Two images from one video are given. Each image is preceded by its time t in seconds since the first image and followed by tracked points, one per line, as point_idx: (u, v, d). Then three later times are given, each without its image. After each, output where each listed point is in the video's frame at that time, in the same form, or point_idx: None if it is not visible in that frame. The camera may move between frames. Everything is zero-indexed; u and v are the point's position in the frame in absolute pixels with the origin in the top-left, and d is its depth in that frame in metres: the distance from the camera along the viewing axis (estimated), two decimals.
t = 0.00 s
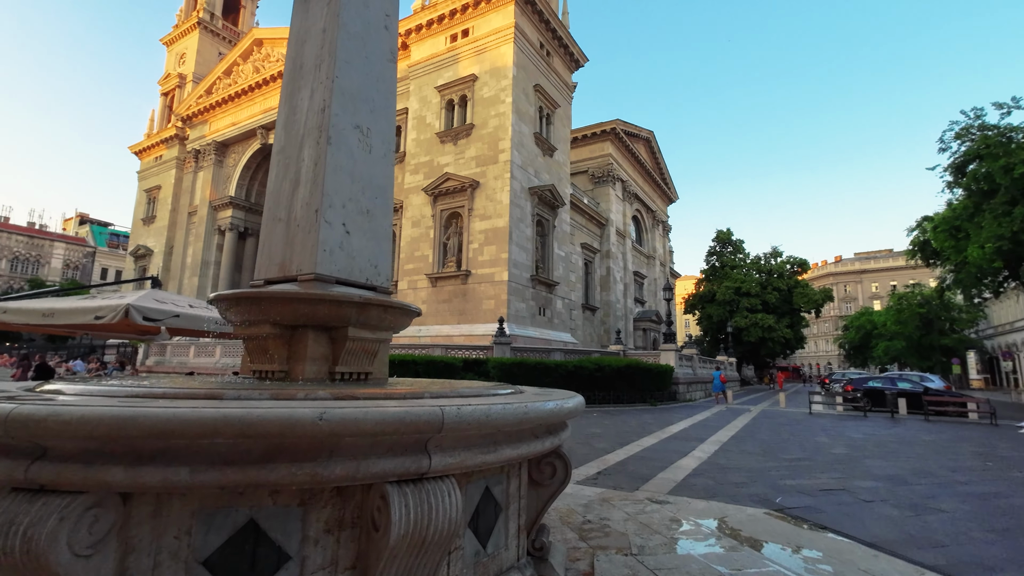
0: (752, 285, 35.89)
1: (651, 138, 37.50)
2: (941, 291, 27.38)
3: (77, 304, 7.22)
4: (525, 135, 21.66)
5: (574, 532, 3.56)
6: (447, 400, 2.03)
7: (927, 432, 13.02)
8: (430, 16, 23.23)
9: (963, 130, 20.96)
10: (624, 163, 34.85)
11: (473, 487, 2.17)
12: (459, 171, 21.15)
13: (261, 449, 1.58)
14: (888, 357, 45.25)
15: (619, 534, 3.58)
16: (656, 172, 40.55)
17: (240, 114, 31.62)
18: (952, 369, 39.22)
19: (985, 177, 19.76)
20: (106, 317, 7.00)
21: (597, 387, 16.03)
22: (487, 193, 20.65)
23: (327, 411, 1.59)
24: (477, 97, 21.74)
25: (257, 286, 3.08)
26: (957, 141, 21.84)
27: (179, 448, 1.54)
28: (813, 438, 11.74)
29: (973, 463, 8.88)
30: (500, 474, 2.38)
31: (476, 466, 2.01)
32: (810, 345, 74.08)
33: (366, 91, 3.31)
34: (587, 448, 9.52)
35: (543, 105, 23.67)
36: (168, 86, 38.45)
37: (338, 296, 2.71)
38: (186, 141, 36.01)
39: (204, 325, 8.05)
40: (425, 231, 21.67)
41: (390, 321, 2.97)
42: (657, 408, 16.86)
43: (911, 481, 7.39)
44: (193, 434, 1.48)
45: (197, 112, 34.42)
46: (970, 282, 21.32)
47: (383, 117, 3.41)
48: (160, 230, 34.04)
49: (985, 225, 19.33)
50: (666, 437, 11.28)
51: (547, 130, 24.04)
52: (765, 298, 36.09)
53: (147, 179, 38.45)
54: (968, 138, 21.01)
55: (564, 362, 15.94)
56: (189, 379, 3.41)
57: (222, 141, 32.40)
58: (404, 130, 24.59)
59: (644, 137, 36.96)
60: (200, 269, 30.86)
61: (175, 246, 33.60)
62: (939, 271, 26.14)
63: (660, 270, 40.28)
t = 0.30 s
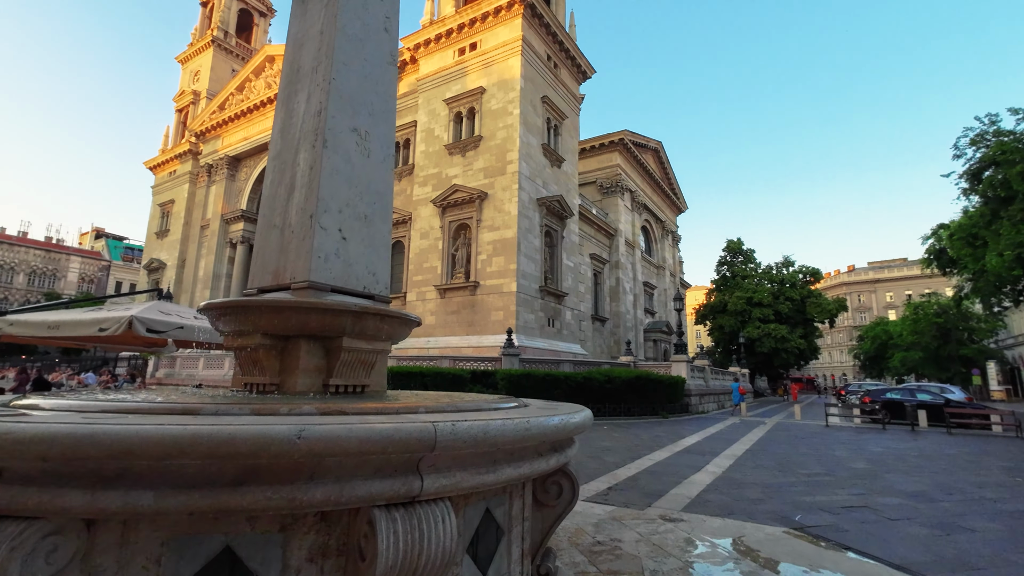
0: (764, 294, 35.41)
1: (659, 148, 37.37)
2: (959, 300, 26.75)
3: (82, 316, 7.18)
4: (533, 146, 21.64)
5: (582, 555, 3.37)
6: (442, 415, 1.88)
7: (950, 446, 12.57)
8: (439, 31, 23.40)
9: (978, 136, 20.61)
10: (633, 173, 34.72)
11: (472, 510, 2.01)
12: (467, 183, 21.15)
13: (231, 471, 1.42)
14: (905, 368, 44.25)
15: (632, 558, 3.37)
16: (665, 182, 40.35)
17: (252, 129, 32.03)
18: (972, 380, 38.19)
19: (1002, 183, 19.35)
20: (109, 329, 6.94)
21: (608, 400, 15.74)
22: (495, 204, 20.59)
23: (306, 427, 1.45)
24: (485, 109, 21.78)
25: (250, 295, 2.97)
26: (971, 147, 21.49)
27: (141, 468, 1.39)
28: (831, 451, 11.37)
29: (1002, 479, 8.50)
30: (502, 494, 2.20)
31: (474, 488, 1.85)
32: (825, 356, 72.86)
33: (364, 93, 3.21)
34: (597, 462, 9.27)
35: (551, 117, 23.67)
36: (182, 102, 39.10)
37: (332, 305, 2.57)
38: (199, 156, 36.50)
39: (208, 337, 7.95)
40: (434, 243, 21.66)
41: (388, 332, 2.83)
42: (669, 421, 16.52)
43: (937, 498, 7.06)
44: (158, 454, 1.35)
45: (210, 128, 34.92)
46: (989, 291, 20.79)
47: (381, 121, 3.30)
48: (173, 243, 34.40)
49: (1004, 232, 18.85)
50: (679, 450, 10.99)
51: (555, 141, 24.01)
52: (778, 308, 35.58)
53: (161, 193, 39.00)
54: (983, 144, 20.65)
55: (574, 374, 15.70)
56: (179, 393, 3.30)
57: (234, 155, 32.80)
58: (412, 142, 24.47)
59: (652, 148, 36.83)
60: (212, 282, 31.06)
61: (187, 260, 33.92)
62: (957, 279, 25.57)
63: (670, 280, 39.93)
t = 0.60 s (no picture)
0: (775, 303, 34.89)
1: (667, 157, 37.14)
2: (977, 308, 26.07)
3: (82, 330, 7.13)
4: (540, 156, 21.56)
5: None
6: (423, 447, 1.71)
7: (973, 460, 12.10)
8: (446, 43, 23.47)
9: (992, 141, 20.19)
10: (641, 182, 34.52)
11: (458, 551, 1.83)
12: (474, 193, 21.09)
13: (174, 521, 1.26)
14: (921, 378, 43.26)
15: None
16: (673, 191, 40.08)
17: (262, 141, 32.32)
18: (991, 390, 37.18)
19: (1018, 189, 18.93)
20: (108, 343, 6.87)
21: (617, 412, 15.41)
22: (502, 214, 20.48)
23: (261, 466, 1.29)
24: (491, 119, 21.77)
25: (233, 311, 2.82)
26: (986, 153, 21.08)
27: (71, 517, 1.23)
28: (848, 466, 10.97)
29: None
30: (492, 532, 2.01)
31: (458, 530, 1.66)
32: (838, 365, 71.67)
33: (355, 99, 3.09)
34: (607, 477, 9.00)
35: (558, 126, 23.60)
36: (194, 117, 39.59)
37: (314, 324, 2.41)
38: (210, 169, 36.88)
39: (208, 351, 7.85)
40: (441, 253, 21.60)
41: (376, 350, 2.67)
42: (680, 433, 16.16)
43: (963, 518, 6.72)
44: (87, 503, 1.18)
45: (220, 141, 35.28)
46: (1009, 299, 20.21)
47: (373, 128, 3.17)
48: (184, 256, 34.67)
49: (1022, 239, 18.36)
50: (691, 465, 10.66)
51: (562, 151, 23.93)
52: (789, 316, 35.03)
53: (172, 206, 39.42)
54: (998, 149, 20.25)
55: (582, 386, 15.42)
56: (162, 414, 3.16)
57: (243, 167, 33.08)
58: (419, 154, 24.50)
59: (660, 156, 36.59)
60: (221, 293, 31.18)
61: (197, 271, 34.15)
62: (974, 287, 24.93)
63: (679, 289, 39.52)
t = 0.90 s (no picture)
0: (786, 311, 34.39)
1: (675, 165, 36.96)
2: (996, 315, 25.44)
3: (87, 344, 7.11)
4: (548, 165, 21.49)
5: None
6: (406, 486, 1.59)
7: (998, 474, 11.67)
8: (453, 54, 23.59)
9: (1008, 146, 19.82)
10: (649, 191, 34.35)
11: None
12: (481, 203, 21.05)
13: None
14: (939, 387, 42.30)
15: None
16: (682, 199, 39.83)
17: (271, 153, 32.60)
18: (1012, 400, 36.22)
19: None
20: (111, 358, 6.82)
21: (627, 423, 15.14)
22: (510, 223, 20.39)
23: (220, 516, 1.19)
24: (499, 129, 21.78)
25: (220, 332, 2.73)
26: (1002, 157, 20.67)
27: None
28: (867, 481, 10.62)
29: None
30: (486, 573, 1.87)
31: None
32: (853, 374, 70.38)
33: (348, 110, 3.01)
34: (616, 493, 8.78)
35: (565, 135, 23.54)
36: (207, 130, 40.14)
37: (301, 345, 2.30)
38: (222, 181, 37.28)
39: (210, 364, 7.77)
40: (449, 263, 21.55)
41: (368, 371, 2.56)
42: (692, 445, 15.83)
43: (990, 538, 6.42)
44: (20, 563, 1.06)
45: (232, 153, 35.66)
46: None
47: (368, 139, 3.09)
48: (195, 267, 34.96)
49: None
50: (704, 479, 10.39)
51: (569, 160, 23.85)
52: (802, 325, 34.47)
53: (185, 218, 39.87)
54: (1014, 153, 19.85)
55: (591, 396, 15.18)
56: (152, 439, 3.08)
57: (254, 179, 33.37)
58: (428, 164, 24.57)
59: (668, 164, 36.41)
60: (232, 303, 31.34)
61: (208, 282, 34.37)
62: (992, 294, 24.36)
63: (689, 297, 39.11)
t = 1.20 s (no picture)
0: (798, 318, 33.90)
1: (684, 172, 36.75)
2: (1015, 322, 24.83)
3: (92, 354, 7.07)
4: (555, 173, 21.42)
5: None
6: (400, 512, 1.48)
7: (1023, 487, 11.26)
8: (461, 64, 23.72)
9: None
10: (657, 198, 34.20)
11: None
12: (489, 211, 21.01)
13: None
14: (956, 395, 41.39)
15: None
16: (691, 206, 39.62)
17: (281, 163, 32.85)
18: None
19: None
20: (116, 368, 6.77)
21: (637, 433, 14.88)
22: (518, 231, 20.32)
23: (192, 552, 1.11)
24: (506, 138, 21.79)
25: (216, 344, 2.68)
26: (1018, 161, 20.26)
27: None
28: (886, 493, 10.31)
29: None
30: None
31: None
32: (867, 382, 69.19)
33: (348, 116, 3.03)
34: (627, 506, 8.56)
35: (573, 143, 23.49)
36: (218, 141, 40.60)
37: (295, 358, 2.22)
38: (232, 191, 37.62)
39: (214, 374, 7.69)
40: (457, 271, 21.50)
41: (367, 386, 2.46)
42: (704, 456, 15.52)
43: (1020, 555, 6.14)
44: None
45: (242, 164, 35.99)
46: None
47: (366, 144, 3.10)
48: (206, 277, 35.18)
49: None
50: (717, 492, 10.13)
51: (577, 168, 23.77)
52: (814, 332, 33.95)
53: (196, 228, 40.25)
54: None
55: (601, 406, 14.96)
56: (150, 457, 3.04)
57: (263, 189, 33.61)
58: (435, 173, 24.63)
59: (677, 171, 36.22)
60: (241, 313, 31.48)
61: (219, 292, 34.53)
62: (1010, 300, 23.81)
63: (699, 304, 38.73)
